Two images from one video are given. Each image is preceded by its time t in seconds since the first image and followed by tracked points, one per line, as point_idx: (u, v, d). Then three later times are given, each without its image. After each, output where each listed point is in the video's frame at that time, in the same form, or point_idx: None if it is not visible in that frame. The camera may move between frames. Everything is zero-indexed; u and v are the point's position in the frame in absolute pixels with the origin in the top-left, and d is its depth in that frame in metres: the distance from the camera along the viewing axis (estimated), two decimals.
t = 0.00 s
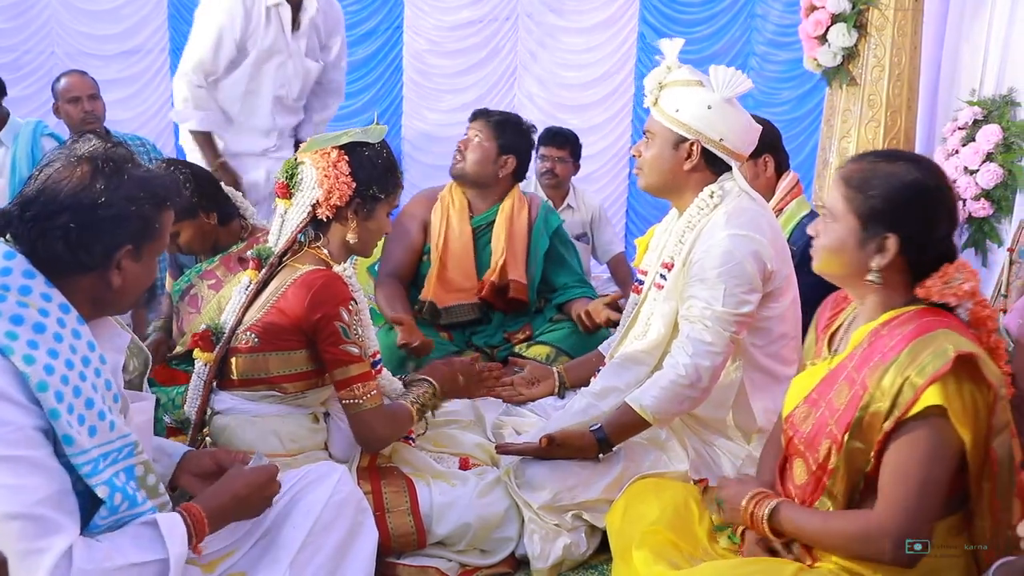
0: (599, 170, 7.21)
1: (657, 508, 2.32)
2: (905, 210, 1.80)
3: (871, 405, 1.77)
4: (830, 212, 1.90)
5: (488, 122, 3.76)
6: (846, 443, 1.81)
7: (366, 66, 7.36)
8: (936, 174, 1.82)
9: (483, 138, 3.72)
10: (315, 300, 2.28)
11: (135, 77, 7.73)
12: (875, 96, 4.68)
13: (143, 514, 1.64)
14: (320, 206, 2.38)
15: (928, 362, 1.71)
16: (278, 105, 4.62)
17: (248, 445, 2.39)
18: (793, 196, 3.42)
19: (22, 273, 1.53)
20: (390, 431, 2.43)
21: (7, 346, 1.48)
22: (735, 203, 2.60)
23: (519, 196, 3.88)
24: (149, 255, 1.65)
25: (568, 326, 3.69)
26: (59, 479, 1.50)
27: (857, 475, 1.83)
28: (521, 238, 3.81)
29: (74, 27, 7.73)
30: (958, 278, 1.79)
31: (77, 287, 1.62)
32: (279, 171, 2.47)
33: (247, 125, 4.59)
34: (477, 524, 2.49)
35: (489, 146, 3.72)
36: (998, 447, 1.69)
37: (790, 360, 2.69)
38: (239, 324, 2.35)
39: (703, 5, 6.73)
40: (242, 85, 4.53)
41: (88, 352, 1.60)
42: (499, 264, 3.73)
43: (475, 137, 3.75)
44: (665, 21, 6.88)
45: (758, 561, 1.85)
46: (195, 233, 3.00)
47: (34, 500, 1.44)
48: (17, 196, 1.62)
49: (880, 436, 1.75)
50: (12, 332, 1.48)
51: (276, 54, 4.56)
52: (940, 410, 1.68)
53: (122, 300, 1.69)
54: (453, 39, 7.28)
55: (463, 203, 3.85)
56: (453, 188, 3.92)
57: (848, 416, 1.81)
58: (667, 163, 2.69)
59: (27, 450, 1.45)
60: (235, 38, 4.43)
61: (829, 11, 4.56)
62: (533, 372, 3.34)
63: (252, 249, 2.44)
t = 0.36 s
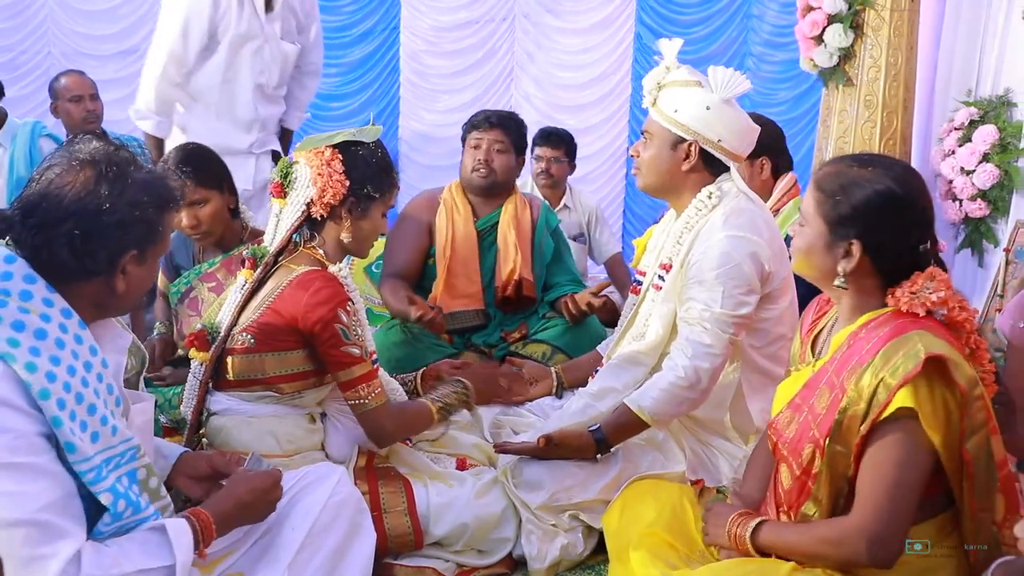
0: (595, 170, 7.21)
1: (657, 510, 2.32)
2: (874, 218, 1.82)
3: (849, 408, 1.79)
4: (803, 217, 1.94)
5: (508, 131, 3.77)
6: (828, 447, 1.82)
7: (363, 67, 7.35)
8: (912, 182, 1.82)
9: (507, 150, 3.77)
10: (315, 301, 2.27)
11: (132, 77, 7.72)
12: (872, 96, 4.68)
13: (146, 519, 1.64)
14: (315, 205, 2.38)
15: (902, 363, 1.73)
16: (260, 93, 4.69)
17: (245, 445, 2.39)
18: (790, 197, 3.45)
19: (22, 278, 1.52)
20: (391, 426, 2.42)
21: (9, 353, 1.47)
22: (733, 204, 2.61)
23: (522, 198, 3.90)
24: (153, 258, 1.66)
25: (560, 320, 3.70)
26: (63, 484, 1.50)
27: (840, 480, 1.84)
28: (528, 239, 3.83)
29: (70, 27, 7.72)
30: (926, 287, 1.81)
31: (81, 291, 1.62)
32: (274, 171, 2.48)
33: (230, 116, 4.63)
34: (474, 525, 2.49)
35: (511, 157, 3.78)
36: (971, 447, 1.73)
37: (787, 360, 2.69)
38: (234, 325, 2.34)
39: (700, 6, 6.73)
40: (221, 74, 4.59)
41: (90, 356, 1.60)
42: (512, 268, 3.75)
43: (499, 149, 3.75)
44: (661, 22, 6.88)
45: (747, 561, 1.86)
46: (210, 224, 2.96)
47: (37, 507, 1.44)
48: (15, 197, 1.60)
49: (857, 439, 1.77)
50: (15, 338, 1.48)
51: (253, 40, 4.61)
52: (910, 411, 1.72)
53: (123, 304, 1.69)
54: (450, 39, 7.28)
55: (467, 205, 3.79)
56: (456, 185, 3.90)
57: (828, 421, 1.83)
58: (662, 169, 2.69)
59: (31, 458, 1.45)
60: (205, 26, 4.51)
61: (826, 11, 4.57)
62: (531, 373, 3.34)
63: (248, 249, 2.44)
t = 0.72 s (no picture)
0: (596, 174, 7.22)
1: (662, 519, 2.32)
2: (860, 227, 1.82)
3: (848, 414, 1.79)
4: (795, 225, 1.93)
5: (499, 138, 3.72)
6: (829, 455, 1.82)
7: (365, 70, 7.34)
8: (899, 190, 1.81)
9: (499, 159, 3.75)
10: (309, 305, 2.27)
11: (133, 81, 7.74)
12: (872, 99, 4.67)
13: (167, 518, 1.65)
14: (315, 208, 2.38)
15: (900, 368, 1.73)
16: (249, 86, 4.68)
17: (245, 451, 2.40)
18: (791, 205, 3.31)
19: (25, 290, 1.51)
20: (363, 433, 2.33)
21: (21, 369, 1.44)
22: (730, 208, 2.60)
23: (516, 205, 3.91)
24: (156, 274, 1.67)
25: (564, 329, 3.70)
26: (81, 491, 1.49)
27: (841, 487, 1.84)
28: (523, 243, 3.84)
29: (71, 31, 7.73)
30: (922, 292, 1.80)
31: (83, 303, 1.59)
32: (274, 174, 2.49)
33: (217, 111, 4.62)
34: (475, 528, 2.49)
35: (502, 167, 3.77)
36: (973, 450, 1.74)
37: (786, 364, 2.70)
38: (234, 329, 2.34)
39: (700, 10, 6.73)
40: (204, 66, 4.58)
41: (96, 366, 1.59)
42: (508, 274, 3.76)
43: (490, 160, 3.73)
44: (661, 25, 6.87)
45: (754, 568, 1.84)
46: (214, 222, 2.97)
47: (61, 516, 1.43)
48: (21, 207, 1.57)
49: (857, 445, 1.77)
50: (24, 355, 1.46)
51: (238, 30, 4.58)
52: (910, 417, 1.72)
53: (124, 315, 1.68)
54: (451, 42, 7.28)
55: (461, 216, 3.82)
56: (449, 194, 3.92)
57: (829, 429, 1.82)
58: (658, 177, 2.70)
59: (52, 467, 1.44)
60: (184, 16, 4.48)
61: (826, 15, 4.55)
62: (531, 376, 3.35)
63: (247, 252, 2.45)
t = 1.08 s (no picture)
0: (596, 174, 7.21)
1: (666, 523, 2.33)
2: (857, 228, 1.81)
3: (845, 416, 1.79)
4: (789, 230, 1.92)
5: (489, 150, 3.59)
6: (827, 457, 1.82)
7: (365, 71, 7.33)
8: (890, 191, 1.82)
9: (489, 172, 3.62)
10: (302, 309, 2.27)
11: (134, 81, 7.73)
12: (872, 100, 4.66)
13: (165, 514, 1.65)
14: (314, 209, 2.38)
15: (896, 370, 1.73)
16: (256, 86, 4.68)
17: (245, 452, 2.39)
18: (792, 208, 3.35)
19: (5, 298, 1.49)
20: (321, 444, 2.32)
21: (5, 380, 1.44)
22: (726, 209, 2.61)
23: (508, 212, 3.83)
24: (138, 276, 1.63)
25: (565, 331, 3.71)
26: (76, 494, 1.50)
27: (838, 489, 1.84)
28: (519, 250, 3.79)
29: (71, 31, 7.73)
30: (918, 291, 1.80)
31: (66, 308, 1.57)
32: (273, 175, 2.49)
33: (229, 113, 4.64)
34: (474, 528, 2.49)
35: (493, 181, 3.64)
36: (969, 450, 1.75)
37: (784, 364, 2.70)
38: (231, 330, 2.35)
39: (700, 10, 6.73)
40: (211, 66, 4.58)
41: (81, 368, 1.57)
42: (506, 288, 3.72)
43: (481, 175, 3.60)
44: (661, 26, 6.87)
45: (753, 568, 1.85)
46: (206, 225, 2.95)
47: (61, 520, 1.46)
48: None
49: (855, 446, 1.77)
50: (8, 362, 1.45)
51: (244, 33, 4.57)
52: (907, 418, 1.72)
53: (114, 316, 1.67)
54: (451, 43, 7.28)
55: (455, 230, 3.72)
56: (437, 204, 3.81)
57: (826, 431, 1.82)
58: (654, 183, 2.70)
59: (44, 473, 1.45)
60: (188, 15, 4.47)
61: (826, 15, 4.55)
62: (530, 377, 3.35)
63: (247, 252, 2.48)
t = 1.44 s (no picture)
0: (594, 173, 7.20)
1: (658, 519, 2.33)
2: (857, 228, 1.81)
3: (846, 415, 1.79)
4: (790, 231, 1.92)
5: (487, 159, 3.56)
6: (827, 456, 1.81)
7: (363, 69, 7.33)
8: (891, 190, 1.81)
9: (486, 181, 3.60)
10: (297, 309, 2.26)
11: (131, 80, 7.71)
12: (869, 99, 4.64)
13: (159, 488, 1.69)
14: (314, 212, 2.38)
15: (898, 370, 1.73)
16: (260, 85, 4.65)
17: (240, 452, 2.36)
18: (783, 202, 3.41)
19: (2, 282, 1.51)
20: (314, 444, 2.32)
21: (15, 358, 1.46)
22: (725, 208, 2.61)
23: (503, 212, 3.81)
24: (129, 263, 1.63)
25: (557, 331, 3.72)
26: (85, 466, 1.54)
27: (838, 488, 1.84)
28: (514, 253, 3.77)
29: (68, 30, 7.71)
30: (919, 290, 1.80)
31: (61, 292, 1.58)
32: (272, 176, 2.48)
33: (233, 111, 4.62)
34: (470, 528, 2.49)
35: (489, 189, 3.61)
36: (970, 449, 1.74)
37: (782, 364, 2.69)
38: (228, 328, 2.34)
39: (697, 9, 6.73)
40: (216, 66, 4.57)
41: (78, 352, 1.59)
42: (498, 290, 3.70)
43: (478, 183, 3.57)
44: (659, 25, 6.86)
45: (750, 568, 1.84)
46: (194, 236, 2.78)
47: (79, 489, 1.49)
48: None
49: (855, 445, 1.77)
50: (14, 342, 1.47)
51: (248, 33, 4.55)
52: (908, 417, 1.72)
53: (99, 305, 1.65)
54: (449, 42, 7.27)
55: (452, 237, 3.71)
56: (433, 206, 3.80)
57: (827, 430, 1.82)
58: (649, 183, 2.70)
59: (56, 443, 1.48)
60: (192, 15, 4.45)
61: (823, 14, 4.54)
62: (527, 376, 3.33)
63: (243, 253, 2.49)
